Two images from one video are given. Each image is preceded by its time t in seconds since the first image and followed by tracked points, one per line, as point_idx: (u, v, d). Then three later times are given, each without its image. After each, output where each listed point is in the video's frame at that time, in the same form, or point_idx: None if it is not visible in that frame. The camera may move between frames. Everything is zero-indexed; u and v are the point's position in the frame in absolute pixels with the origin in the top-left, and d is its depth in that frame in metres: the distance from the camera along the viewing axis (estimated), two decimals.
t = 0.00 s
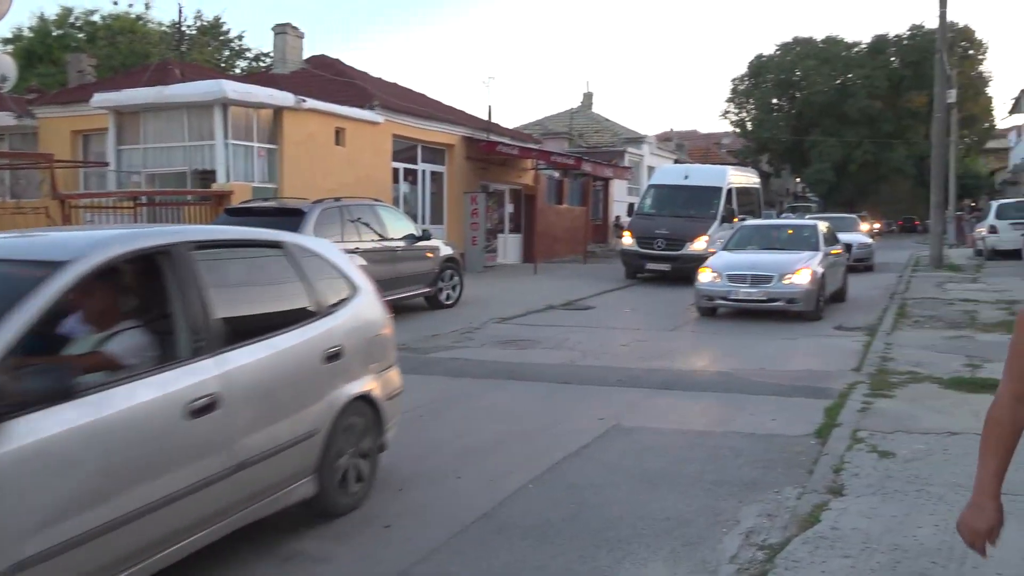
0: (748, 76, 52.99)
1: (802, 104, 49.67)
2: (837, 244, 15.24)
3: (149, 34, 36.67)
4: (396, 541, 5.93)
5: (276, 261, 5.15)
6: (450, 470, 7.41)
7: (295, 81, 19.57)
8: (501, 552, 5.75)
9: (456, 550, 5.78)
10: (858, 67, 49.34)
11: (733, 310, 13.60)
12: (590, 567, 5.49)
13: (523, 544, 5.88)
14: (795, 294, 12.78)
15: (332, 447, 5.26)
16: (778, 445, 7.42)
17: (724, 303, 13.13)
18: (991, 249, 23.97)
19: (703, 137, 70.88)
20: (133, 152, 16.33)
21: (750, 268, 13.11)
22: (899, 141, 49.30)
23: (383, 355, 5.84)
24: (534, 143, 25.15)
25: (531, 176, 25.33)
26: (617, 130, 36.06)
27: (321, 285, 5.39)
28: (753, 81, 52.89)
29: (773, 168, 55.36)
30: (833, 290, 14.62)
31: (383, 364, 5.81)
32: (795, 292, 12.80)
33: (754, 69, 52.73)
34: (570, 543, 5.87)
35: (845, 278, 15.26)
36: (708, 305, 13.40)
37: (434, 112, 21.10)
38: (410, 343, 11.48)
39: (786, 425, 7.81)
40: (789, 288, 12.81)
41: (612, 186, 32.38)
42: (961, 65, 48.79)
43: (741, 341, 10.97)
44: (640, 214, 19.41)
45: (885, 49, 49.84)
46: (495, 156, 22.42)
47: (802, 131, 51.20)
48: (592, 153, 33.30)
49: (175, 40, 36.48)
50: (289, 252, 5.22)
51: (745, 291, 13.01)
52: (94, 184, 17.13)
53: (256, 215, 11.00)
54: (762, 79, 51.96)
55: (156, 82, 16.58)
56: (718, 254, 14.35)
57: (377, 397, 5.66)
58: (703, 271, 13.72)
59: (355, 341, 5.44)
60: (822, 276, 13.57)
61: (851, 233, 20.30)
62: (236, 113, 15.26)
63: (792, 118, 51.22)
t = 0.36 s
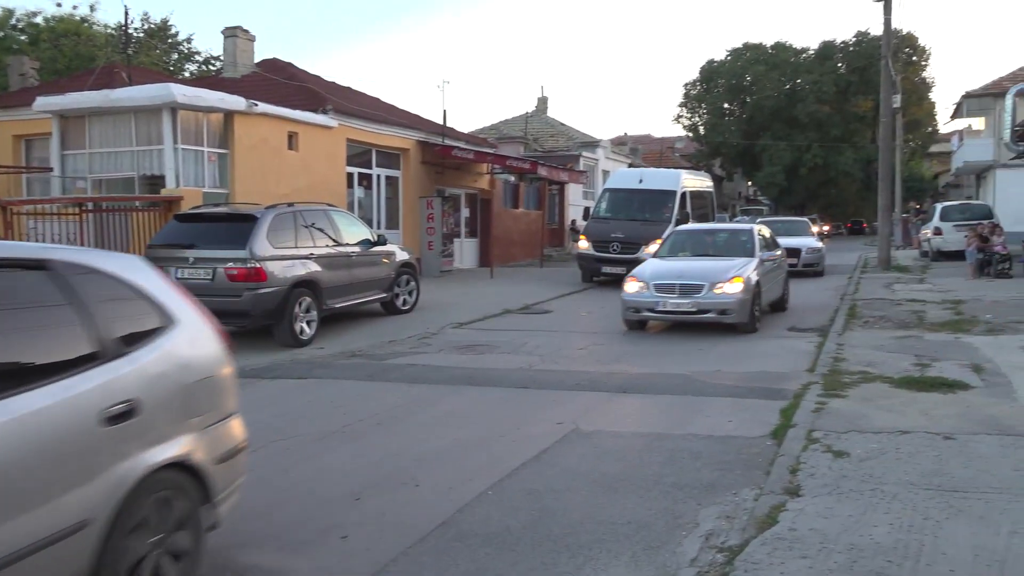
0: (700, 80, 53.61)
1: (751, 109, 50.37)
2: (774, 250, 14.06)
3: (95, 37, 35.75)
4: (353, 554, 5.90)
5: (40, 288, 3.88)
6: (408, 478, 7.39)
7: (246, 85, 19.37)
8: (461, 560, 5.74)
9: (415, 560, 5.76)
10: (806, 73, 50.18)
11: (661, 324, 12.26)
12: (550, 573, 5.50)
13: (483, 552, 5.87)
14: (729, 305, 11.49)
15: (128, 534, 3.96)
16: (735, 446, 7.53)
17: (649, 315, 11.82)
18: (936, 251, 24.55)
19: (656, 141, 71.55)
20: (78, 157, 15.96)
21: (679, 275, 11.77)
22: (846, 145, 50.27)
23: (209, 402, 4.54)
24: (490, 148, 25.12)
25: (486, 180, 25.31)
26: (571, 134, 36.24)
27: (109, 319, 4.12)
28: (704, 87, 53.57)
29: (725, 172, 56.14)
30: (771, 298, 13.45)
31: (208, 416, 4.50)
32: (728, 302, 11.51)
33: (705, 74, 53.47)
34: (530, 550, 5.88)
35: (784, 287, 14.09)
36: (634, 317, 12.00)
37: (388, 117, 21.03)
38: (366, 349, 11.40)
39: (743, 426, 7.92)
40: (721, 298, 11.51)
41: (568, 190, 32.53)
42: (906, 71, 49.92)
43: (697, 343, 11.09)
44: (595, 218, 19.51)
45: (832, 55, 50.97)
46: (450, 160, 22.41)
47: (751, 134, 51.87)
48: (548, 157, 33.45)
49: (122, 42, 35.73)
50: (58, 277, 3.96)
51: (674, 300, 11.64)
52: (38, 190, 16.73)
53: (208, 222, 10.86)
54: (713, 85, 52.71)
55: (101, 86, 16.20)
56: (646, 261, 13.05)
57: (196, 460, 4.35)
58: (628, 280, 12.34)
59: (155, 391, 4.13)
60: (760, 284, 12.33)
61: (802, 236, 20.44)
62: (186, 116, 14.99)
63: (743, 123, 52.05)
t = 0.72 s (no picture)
0: (657, 87, 53.93)
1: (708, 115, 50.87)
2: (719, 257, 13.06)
3: (43, 38, 34.94)
4: (312, 565, 5.85)
5: None
6: (368, 486, 7.36)
7: (200, 88, 19.12)
8: (421, 569, 5.72)
9: (375, 570, 5.73)
10: (760, 81, 50.93)
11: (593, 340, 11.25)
12: None
13: (444, 561, 5.85)
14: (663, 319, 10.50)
15: None
16: (694, 449, 7.63)
17: (577, 332, 10.82)
18: (887, 256, 25.08)
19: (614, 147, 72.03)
20: (25, 160, 15.59)
21: (609, 288, 10.77)
22: (799, 151, 51.10)
23: None
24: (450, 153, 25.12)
25: (446, 185, 25.32)
26: (530, 140, 36.34)
27: None
28: (661, 93, 54.08)
29: (681, 178, 56.77)
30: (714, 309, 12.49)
31: None
32: (662, 317, 10.52)
33: (662, 81, 53.64)
34: (491, 558, 5.88)
35: (729, 297, 13.09)
36: (561, 334, 10.99)
37: (345, 121, 20.83)
38: (324, 355, 11.32)
39: (702, 430, 8.03)
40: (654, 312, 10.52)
41: (527, 196, 32.60)
42: (857, 79, 50.82)
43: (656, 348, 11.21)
44: (554, 224, 19.68)
45: (785, 64, 51.84)
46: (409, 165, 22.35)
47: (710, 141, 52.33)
48: (506, 163, 33.52)
49: (71, 42, 34.96)
50: None
51: (603, 315, 10.64)
52: None
53: (161, 227, 10.70)
54: (670, 92, 52.95)
55: (50, 88, 15.85)
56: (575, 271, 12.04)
57: None
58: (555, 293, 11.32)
59: None
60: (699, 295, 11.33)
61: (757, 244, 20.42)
62: (138, 119, 14.74)
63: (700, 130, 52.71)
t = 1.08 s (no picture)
0: (635, 92, 54.30)
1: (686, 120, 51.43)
2: (683, 265, 12.45)
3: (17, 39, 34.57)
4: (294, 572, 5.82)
5: None
6: (349, 491, 7.34)
7: (178, 92, 19.00)
8: None
9: None
10: (738, 87, 51.31)
11: (547, 353, 10.68)
12: None
13: (427, 567, 5.85)
14: (618, 331, 9.93)
15: None
16: (676, 453, 7.76)
17: (526, 345, 10.25)
18: (863, 260, 25.37)
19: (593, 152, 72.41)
20: None
21: (558, 299, 10.20)
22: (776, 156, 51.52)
23: None
24: (430, 158, 25.20)
25: (425, 190, 25.31)
26: (509, 145, 36.40)
27: None
28: (639, 98, 54.30)
29: (659, 182, 57.17)
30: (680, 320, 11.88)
31: None
32: (618, 328, 9.94)
33: (640, 85, 54.20)
34: (475, 563, 5.88)
35: (697, 307, 12.48)
36: (510, 348, 10.42)
37: (323, 125, 20.74)
38: (304, 360, 11.27)
39: (683, 434, 8.16)
40: (609, 324, 9.94)
41: (507, 200, 32.63)
42: (832, 85, 51.35)
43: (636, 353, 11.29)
44: (534, 228, 19.79)
45: (762, 70, 51.90)
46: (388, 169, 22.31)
47: (686, 146, 52.96)
48: (486, 166, 33.57)
49: (45, 44, 34.55)
50: None
51: (553, 327, 10.07)
52: None
53: (136, 230, 10.60)
54: (648, 96, 53.54)
55: (23, 89, 15.67)
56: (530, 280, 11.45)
57: None
58: (504, 304, 10.75)
59: None
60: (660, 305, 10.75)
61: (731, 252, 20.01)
62: (114, 122, 14.60)
63: (679, 135, 53.04)
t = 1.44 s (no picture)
0: (625, 96, 54.32)
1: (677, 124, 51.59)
2: (661, 271, 12.07)
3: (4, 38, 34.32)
4: None
5: None
6: (342, 495, 7.34)
7: (168, 94, 18.93)
8: None
9: None
10: (728, 91, 51.51)
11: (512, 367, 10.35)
12: None
13: (422, 571, 5.86)
14: (586, 344, 9.56)
15: None
16: (672, 458, 8.00)
17: (488, 358, 9.91)
18: (853, 264, 25.51)
19: (585, 155, 72.57)
20: None
21: (525, 309, 9.86)
22: (766, 161, 51.70)
23: None
24: (421, 161, 25.13)
25: (417, 193, 25.27)
26: (499, 148, 36.45)
27: None
28: (630, 101, 54.43)
29: (651, 186, 57.36)
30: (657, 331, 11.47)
31: None
32: (586, 340, 9.58)
33: (630, 90, 53.97)
34: (471, 567, 5.90)
35: (676, 315, 12.08)
36: (473, 361, 10.10)
37: (315, 127, 20.70)
38: (295, 363, 11.26)
39: (677, 438, 8.43)
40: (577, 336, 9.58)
41: (498, 202, 32.56)
42: (823, 90, 51.48)
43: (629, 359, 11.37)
44: (525, 231, 19.82)
45: (752, 74, 52.03)
46: (379, 172, 22.30)
47: (677, 150, 53.11)
48: (477, 170, 33.62)
49: (33, 44, 34.31)
50: None
51: (517, 340, 9.73)
52: None
53: (126, 232, 10.55)
54: (639, 100, 53.57)
55: (12, 90, 15.56)
56: (497, 287, 11.09)
57: None
58: (467, 315, 10.41)
59: None
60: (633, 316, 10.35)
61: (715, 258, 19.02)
62: (104, 123, 14.53)
63: (669, 139, 53.22)
